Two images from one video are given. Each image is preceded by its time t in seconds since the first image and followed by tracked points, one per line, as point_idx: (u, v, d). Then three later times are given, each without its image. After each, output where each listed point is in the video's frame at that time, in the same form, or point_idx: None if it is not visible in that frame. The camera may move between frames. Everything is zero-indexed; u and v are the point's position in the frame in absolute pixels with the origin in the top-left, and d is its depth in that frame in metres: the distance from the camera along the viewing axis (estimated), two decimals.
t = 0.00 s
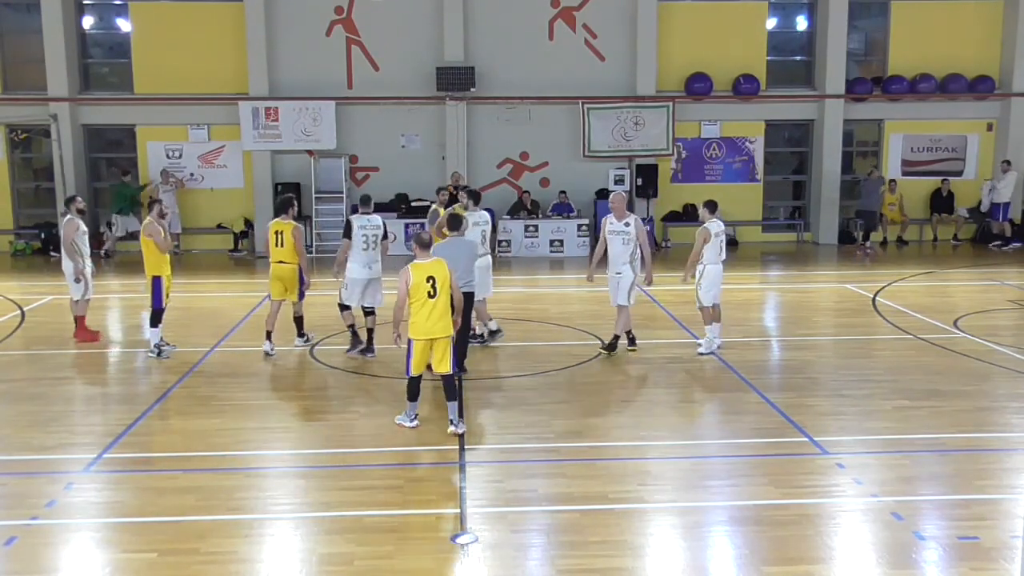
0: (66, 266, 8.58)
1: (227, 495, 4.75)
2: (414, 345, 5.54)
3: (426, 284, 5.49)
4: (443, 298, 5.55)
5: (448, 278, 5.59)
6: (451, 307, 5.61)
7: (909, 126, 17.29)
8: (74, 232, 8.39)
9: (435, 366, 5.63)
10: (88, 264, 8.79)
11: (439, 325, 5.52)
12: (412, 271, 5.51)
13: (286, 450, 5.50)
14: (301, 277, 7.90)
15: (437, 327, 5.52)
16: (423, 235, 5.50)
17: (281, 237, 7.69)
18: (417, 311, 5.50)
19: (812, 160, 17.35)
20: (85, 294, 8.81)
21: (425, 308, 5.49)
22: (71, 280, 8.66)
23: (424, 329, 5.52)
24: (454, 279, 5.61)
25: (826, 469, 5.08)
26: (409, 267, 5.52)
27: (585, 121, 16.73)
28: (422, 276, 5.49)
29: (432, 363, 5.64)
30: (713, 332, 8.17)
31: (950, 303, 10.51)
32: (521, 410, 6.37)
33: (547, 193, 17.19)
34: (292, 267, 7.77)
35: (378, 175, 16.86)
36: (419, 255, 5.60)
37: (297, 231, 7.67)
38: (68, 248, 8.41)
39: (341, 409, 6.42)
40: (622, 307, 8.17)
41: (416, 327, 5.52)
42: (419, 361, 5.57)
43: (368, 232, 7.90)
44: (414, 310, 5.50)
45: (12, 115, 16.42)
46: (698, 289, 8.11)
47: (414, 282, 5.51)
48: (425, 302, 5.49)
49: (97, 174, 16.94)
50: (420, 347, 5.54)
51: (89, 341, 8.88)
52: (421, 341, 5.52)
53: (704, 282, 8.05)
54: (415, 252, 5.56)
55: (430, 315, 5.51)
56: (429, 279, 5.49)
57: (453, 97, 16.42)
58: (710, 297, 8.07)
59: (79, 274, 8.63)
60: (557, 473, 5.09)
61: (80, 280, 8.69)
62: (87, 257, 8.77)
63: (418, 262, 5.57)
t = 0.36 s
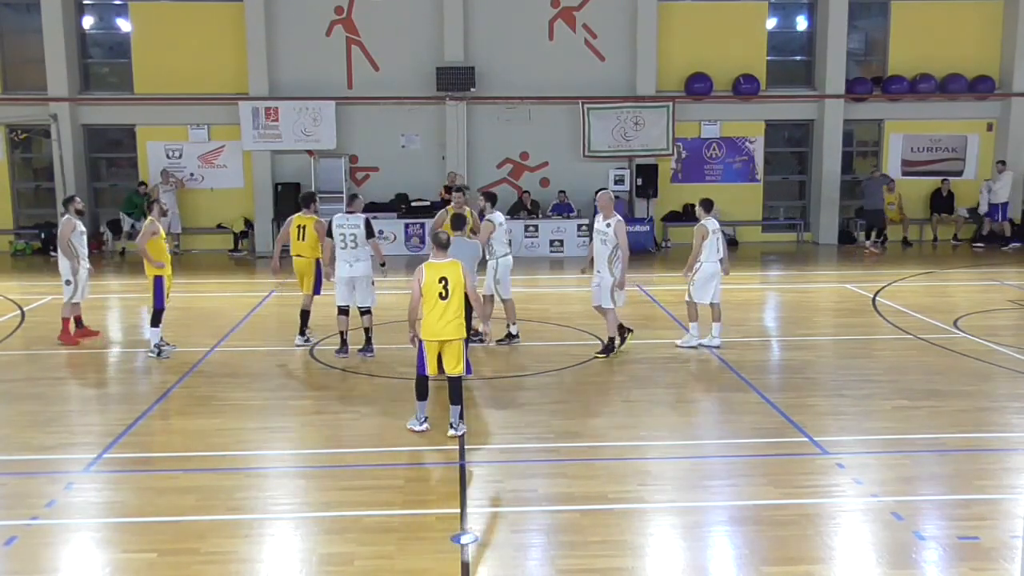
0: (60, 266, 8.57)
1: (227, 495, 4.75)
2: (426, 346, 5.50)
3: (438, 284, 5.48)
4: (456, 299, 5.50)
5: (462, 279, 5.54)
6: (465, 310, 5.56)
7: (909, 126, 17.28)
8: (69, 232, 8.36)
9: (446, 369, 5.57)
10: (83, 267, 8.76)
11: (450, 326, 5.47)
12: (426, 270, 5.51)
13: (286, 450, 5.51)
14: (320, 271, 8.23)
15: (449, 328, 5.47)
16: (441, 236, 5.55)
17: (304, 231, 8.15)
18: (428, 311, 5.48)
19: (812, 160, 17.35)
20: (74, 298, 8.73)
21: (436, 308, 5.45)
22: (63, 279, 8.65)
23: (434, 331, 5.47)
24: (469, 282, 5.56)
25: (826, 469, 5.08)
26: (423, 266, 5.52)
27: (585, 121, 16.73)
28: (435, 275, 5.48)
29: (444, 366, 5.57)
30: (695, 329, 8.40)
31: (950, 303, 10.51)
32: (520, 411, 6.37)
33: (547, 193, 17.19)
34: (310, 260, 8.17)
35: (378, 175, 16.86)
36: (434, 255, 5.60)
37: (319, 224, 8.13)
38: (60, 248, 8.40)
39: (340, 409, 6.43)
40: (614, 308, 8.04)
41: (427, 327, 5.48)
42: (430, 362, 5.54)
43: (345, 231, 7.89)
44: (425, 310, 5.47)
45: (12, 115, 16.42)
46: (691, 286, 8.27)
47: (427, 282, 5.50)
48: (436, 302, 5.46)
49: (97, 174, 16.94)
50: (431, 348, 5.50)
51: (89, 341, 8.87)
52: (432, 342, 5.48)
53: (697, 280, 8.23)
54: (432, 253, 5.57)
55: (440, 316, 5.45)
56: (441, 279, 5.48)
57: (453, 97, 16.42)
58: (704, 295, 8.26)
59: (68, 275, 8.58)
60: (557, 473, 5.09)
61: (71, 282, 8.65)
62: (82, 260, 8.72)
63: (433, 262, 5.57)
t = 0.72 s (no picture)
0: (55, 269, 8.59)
1: (227, 495, 4.75)
2: (422, 347, 5.50)
3: (432, 285, 5.47)
4: (451, 301, 5.50)
5: (457, 280, 5.52)
6: (460, 311, 5.55)
7: (909, 126, 17.28)
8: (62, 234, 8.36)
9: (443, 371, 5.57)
10: (78, 271, 8.77)
11: (445, 327, 5.47)
12: (420, 271, 5.50)
13: (286, 450, 5.51)
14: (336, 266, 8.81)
15: (444, 329, 5.47)
16: (437, 237, 5.47)
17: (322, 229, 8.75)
18: (423, 312, 5.48)
19: (812, 160, 17.35)
20: (67, 299, 8.74)
21: (431, 309, 5.46)
22: (57, 281, 8.66)
23: (429, 332, 5.48)
24: (464, 282, 5.53)
25: (826, 469, 5.08)
26: (418, 267, 5.51)
27: (585, 121, 16.73)
28: (429, 277, 5.47)
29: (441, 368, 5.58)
30: (683, 325, 8.61)
31: (950, 304, 10.51)
32: (520, 411, 6.37)
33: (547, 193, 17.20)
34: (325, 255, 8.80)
35: (378, 175, 16.86)
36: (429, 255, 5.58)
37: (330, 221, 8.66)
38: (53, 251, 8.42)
39: (340, 408, 6.43)
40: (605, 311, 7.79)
41: (422, 329, 5.49)
42: (426, 364, 5.53)
43: (335, 232, 7.92)
44: (420, 311, 5.48)
45: (12, 115, 16.42)
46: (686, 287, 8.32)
47: (421, 284, 5.50)
48: (431, 304, 5.46)
49: (97, 174, 16.94)
50: (426, 349, 5.50)
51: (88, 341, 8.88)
52: (428, 343, 5.48)
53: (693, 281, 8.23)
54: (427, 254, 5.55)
55: (435, 317, 5.46)
56: (435, 280, 5.47)
57: (453, 97, 16.42)
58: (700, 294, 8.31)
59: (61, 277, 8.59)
60: (557, 473, 5.09)
61: (65, 284, 8.66)
62: (78, 262, 8.71)
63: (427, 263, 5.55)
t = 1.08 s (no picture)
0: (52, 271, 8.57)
1: (227, 495, 4.75)
2: (416, 349, 5.49)
3: (428, 286, 5.48)
4: (446, 302, 5.51)
5: (452, 280, 5.54)
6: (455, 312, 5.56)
7: (910, 126, 17.27)
8: (59, 237, 8.39)
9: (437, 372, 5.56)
10: (77, 273, 8.74)
11: (440, 328, 5.47)
12: (415, 272, 5.52)
13: (286, 450, 5.51)
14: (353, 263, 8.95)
15: (439, 330, 5.48)
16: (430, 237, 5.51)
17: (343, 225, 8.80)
18: (418, 313, 5.48)
19: (812, 160, 17.35)
20: (65, 301, 8.69)
21: (426, 310, 5.46)
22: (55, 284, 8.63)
23: (424, 333, 5.48)
24: (458, 283, 5.56)
25: (826, 469, 5.08)
26: (413, 268, 5.52)
27: (585, 121, 16.73)
28: (424, 277, 5.49)
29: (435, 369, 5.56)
30: (683, 325, 8.62)
31: (950, 304, 10.51)
32: (520, 410, 6.37)
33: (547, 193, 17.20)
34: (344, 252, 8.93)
35: (378, 175, 16.86)
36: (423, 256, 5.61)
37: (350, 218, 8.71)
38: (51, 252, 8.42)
39: (339, 409, 6.43)
40: (581, 311, 7.83)
41: (417, 330, 5.49)
42: (421, 366, 5.51)
43: (345, 232, 7.95)
44: (415, 312, 5.48)
45: (12, 115, 16.41)
46: (672, 284, 8.45)
47: (416, 284, 5.51)
48: (426, 304, 5.46)
49: (96, 174, 16.94)
50: (421, 350, 5.48)
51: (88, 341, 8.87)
52: (422, 345, 5.47)
53: (678, 280, 8.37)
54: (421, 255, 5.57)
55: (430, 318, 5.46)
56: (430, 281, 5.48)
57: (453, 97, 16.42)
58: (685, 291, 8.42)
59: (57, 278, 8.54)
60: (557, 473, 5.09)
61: (63, 286, 8.62)
62: (77, 263, 8.72)
63: (422, 264, 5.58)
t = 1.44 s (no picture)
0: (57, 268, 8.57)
1: (227, 495, 4.75)
2: (416, 349, 5.49)
3: (428, 287, 5.48)
4: (445, 302, 5.51)
5: (451, 280, 5.55)
6: (455, 313, 5.56)
7: (910, 126, 17.27)
8: (69, 233, 8.46)
9: (437, 372, 5.56)
10: (82, 272, 8.70)
11: (440, 328, 5.48)
12: (415, 272, 5.51)
13: (287, 450, 5.51)
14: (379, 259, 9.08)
15: (438, 330, 5.48)
16: (427, 237, 5.51)
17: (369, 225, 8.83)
18: (417, 314, 5.47)
19: (813, 160, 17.36)
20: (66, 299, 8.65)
21: (426, 311, 5.46)
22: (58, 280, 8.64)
23: (424, 333, 5.48)
24: (458, 284, 5.56)
25: (826, 469, 5.08)
26: (412, 269, 5.52)
27: (585, 121, 16.74)
28: (424, 278, 5.48)
29: (434, 369, 5.56)
30: (683, 325, 8.63)
31: (950, 304, 10.51)
32: (519, 410, 6.38)
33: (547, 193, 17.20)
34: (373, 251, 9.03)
35: (378, 175, 16.86)
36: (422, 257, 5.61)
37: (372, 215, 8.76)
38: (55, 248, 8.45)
39: (340, 408, 6.43)
40: (570, 310, 7.88)
41: (416, 330, 5.48)
42: (420, 366, 5.51)
43: (356, 231, 8.01)
44: (414, 313, 5.48)
45: (12, 115, 16.41)
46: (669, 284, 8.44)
47: (415, 285, 5.51)
48: (426, 305, 5.46)
49: (96, 174, 16.94)
50: (420, 351, 5.48)
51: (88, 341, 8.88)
52: (422, 345, 5.47)
53: (677, 280, 8.37)
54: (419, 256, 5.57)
55: (430, 318, 5.46)
56: (430, 282, 5.48)
57: (453, 97, 16.42)
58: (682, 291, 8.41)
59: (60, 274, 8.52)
60: (557, 473, 5.09)
61: (65, 283, 8.59)
62: (80, 263, 8.67)
63: (420, 265, 5.57)
